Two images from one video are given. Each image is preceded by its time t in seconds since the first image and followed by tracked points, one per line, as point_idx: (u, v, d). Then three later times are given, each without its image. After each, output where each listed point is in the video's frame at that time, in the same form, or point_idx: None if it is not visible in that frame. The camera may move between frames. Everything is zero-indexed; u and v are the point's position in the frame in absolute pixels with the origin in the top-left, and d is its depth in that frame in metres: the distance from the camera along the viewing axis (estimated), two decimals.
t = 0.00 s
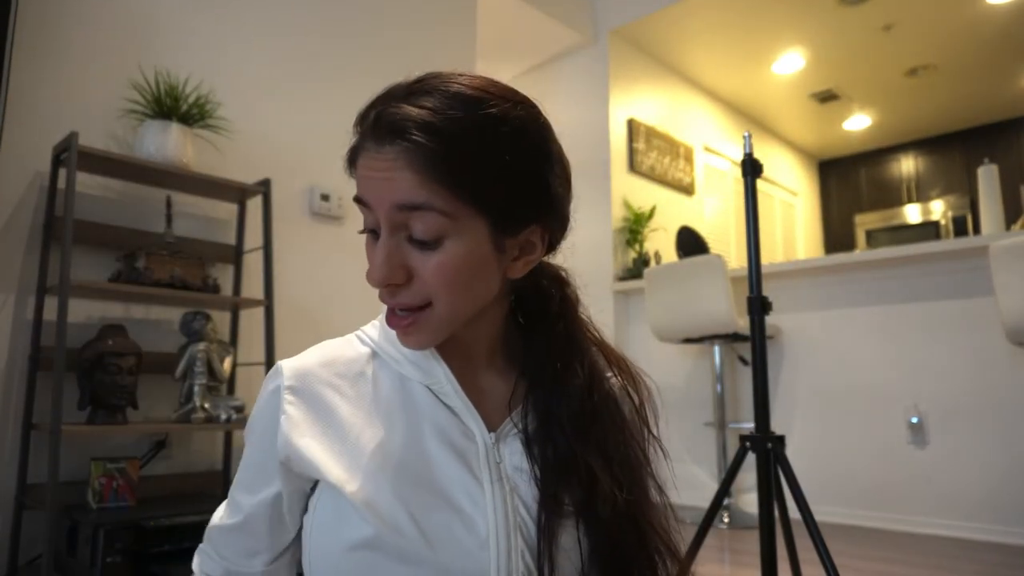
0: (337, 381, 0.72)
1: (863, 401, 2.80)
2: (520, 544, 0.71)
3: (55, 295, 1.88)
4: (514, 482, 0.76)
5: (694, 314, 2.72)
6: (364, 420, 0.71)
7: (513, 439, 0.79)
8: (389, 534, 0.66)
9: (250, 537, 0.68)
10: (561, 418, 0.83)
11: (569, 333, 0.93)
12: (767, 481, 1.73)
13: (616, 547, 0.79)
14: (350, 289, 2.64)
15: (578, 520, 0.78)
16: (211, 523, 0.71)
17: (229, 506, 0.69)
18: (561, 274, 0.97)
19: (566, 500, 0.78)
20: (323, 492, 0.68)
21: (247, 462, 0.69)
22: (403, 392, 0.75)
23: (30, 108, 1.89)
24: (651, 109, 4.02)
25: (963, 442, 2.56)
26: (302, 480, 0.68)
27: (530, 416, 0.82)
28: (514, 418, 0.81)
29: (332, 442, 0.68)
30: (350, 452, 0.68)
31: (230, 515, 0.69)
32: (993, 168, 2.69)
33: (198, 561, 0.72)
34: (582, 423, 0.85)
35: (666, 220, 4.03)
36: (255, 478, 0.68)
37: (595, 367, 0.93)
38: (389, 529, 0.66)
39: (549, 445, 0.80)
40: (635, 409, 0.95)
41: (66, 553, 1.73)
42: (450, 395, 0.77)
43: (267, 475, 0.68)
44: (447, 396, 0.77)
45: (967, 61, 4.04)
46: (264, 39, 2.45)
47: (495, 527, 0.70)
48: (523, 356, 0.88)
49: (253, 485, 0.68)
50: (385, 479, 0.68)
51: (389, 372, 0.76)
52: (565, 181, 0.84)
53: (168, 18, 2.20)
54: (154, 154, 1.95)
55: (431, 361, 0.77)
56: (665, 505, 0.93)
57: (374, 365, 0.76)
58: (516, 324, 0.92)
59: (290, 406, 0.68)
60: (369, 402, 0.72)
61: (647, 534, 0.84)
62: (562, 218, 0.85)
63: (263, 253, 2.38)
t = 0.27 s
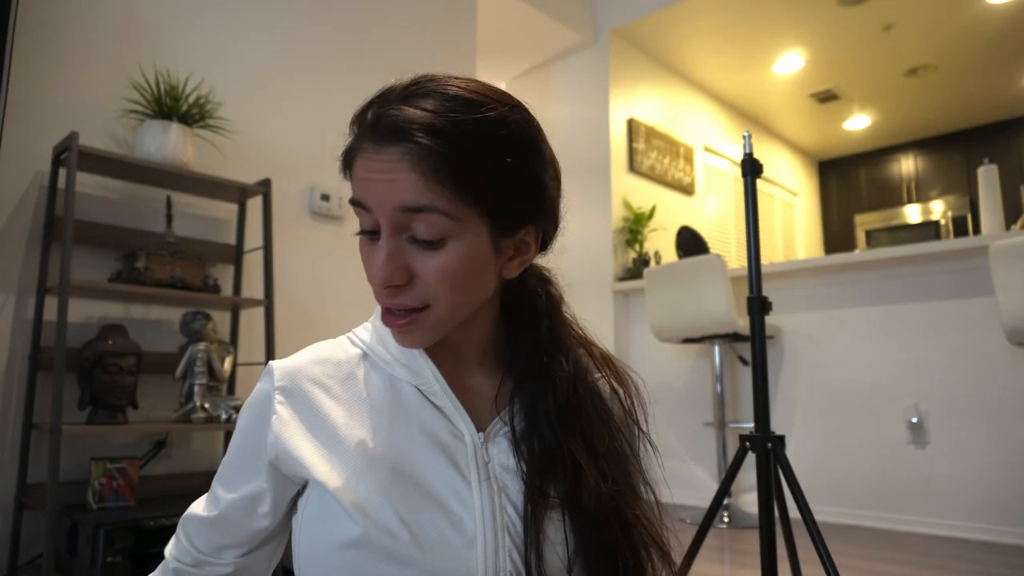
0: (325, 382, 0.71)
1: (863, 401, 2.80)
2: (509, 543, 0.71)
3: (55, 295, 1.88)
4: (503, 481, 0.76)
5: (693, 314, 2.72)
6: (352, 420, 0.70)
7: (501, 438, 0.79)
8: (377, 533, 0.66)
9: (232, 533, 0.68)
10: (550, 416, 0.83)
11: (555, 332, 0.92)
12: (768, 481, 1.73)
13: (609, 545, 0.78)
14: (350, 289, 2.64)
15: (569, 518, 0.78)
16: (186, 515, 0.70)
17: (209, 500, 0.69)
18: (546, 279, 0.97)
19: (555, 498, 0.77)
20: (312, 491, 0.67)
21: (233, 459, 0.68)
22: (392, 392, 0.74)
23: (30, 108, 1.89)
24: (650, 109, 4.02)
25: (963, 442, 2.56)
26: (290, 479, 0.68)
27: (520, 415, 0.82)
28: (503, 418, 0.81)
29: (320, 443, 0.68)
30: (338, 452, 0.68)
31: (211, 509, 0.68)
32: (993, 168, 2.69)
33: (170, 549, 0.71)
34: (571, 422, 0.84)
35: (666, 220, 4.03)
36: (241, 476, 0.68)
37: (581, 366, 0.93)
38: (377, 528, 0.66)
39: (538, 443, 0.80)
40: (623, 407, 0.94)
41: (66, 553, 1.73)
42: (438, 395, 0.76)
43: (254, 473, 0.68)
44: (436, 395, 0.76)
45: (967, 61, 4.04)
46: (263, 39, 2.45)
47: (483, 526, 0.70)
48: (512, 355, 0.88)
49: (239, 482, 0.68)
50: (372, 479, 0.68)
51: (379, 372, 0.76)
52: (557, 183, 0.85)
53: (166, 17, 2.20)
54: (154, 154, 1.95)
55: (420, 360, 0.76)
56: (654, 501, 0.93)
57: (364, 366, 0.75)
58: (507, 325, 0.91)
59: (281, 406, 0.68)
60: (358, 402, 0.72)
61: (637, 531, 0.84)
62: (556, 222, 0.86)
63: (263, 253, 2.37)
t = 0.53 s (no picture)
0: (319, 384, 0.71)
1: (863, 401, 2.80)
2: (509, 542, 0.71)
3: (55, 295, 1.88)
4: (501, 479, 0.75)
5: (693, 314, 2.72)
6: (346, 421, 0.70)
7: (498, 438, 0.78)
8: (377, 535, 0.65)
9: (226, 537, 0.68)
10: (547, 413, 0.82)
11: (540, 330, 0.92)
12: (768, 481, 1.73)
13: (609, 540, 0.78)
14: (350, 289, 2.64)
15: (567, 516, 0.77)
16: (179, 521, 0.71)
17: (202, 505, 0.70)
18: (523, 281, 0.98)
19: (554, 495, 0.77)
20: (310, 495, 0.67)
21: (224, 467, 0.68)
22: (386, 393, 0.74)
23: (30, 108, 1.89)
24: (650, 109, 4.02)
25: (963, 442, 2.56)
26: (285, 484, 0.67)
27: (516, 413, 0.81)
28: (499, 417, 0.80)
29: (316, 445, 0.68)
30: (335, 454, 0.68)
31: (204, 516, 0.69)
32: (993, 168, 2.69)
33: (161, 552, 0.72)
34: (568, 418, 0.84)
35: (666, 221, 4.03)
36: (234, 483, 0.68)
37: (573, 361, 0.92)
38: (379, 530, 0.65)
39: (536, 439, 0.79)
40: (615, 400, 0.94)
41: (67, 553, 1.73)
42: (433, 395, 0.76)
43: (248, 479, 0.68)
44: (431, 396, 0.76)
45: (967, 61, 4.04)
46: (263, 39, 2.45)
47: (483, 525, 0.69)
48: (504, 353, 0.87)
49: (231, 489, 0.68)
50: (369, 480, 0.67)
51: (373, 374, 0.76)
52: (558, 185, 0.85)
53: (166, 17, 2.20)
54: (154, 154, 1.95)
55: (415, 361, 0.77)
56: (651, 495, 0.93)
57: (358, 367, 0.75)
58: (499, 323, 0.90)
59: (274, 411, 0.68)
60: (352, 404, 0.72)
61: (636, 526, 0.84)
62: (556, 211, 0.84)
63: (263, 253, 2.37)
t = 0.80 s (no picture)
0: (310, 386, 0.71)
1: (863, 401, 2.80)
2: (501, 543, 0.70)
3: (54, 295, 1.88)
4: (493, 479, 0.75)
5: (694, 314, 2.72)
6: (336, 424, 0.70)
7: (490, 437, 0.78)
8: (368, 538, 0.65)
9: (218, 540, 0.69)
10: (539, 411, 0.81)
11: (530, 327, 0.92)
12: (767, 481, 1.73)
13: (601, 538, 0.78)
14: (350, 289, 2.64)
15: (558, 511, 0.77)
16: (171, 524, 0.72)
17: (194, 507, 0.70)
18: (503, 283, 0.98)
19: (543, 494, 0.77)
20: (301, 499, 0.67)
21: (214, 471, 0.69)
22: (376, 395, 0.74)
23: (30, 107, 1.89)
24: (651, 109, 4.02)
25: (964, 442, 2.56)
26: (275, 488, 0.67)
27: (507, 413, 0.81)
28: (491, 417, 0.80)
29: (307, 448, 0.68)
30: (326, 456, 0.68)
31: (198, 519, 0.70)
32: (993, 168, 2.69)
33: (154, 550, 0.73)
34: (560, 417, 0.83)
35: (666, 221, 4.03)
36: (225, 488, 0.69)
37: (564, 359, 0.92)
38: (369, 532, 0.65)
39: (528, 438, 0.78)
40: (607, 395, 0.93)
41: (66, 553, 1.73)
42: (424, 395, 0.76)
43: (238, 484, 0.68)
44: (422, 396, 0.76)
45: (967, 61, 4.04)
46: (263, 39, 2.45)
47: (475, 526, 0.69)
48: (494, 351, 0.86)
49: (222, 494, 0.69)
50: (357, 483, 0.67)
51: (364, 375, 0.75)
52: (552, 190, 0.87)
53: (166, 17, 2.20)
54: (154, 154, 1.95)
55: (406, 362, 0.77)
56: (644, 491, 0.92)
57: (349, 369, 0.75)
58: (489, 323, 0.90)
59: (265, 415, 0.68)
60: (342, 404, 0.72)
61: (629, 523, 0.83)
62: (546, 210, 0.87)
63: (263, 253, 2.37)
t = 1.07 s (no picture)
0: (303, 387, 0.71)
1: (864, 401, 2.80)
2: (493, 543, 0.70)
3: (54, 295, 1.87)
4: (487, 480, 0.74)
5: (694, 314, 2.72)
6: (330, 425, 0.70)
7: (484, 437, 0.78)
8: (360, 538, 0.64)
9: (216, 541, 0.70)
10: (533, 411, 0.81)
11: (524, 325, 0.91)
12: (767, 481, 1.73)
13: (595, 538, 0.77)
14: (349, 289, 2.64)
15: (552, 508, 0.76)
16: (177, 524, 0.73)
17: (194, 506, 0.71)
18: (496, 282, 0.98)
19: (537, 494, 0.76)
20: (295, 501, 0.67)
21: (212, 473, 0.70)
22: (369, 395, 0.74)
23: (30, 107, 1.89)
24: (651, 109, 4.02)
25: (964, 442, 2.56)
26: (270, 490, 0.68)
27: (501, 413, 0.81)
28: (485, 417, 0.79)
29: (300, 449, 0.68)
30: (319, 456, 0.68)
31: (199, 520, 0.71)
32: (993, 168, 2.69)
33: (161, 550, 0.75)
34: (554, 416, 0.82)
35: (666, 221, 4.03)
36: (220, 491, 0.69)
37: (558, 356, 0.92)
38: (362, 534, 0.65)
39: (522, 438, 0.78)
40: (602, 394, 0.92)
41: (66, 553, 1.73)
42: (418, 396, 0.75)
43: (234, 486, 0.69)
44: (416, 396, 0.75)
45: (967, 60, 4.04)
46: (263, 39, 2.45)
47: (468, 527, 0.69)
48: (489, 351, 0.86)
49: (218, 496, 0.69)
50: (350, 485, 0.67)
51: (357, 375, 0.75)
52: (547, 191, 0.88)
53: (166, 17, 2.20)
54: (154, 154, 1.95)
55: (399, 361, 0.76)
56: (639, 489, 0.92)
57: (342, 369, 0.75)
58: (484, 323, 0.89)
59: (259, 417, 0.68)
60: (335, 405, 0.72)
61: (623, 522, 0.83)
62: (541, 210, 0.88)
63: (263, 253, 2.37)
